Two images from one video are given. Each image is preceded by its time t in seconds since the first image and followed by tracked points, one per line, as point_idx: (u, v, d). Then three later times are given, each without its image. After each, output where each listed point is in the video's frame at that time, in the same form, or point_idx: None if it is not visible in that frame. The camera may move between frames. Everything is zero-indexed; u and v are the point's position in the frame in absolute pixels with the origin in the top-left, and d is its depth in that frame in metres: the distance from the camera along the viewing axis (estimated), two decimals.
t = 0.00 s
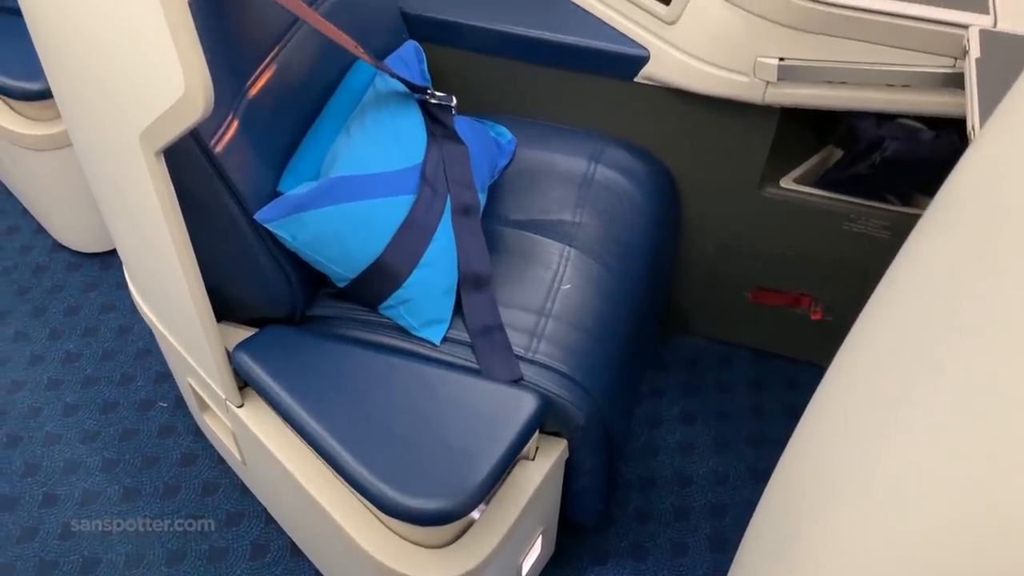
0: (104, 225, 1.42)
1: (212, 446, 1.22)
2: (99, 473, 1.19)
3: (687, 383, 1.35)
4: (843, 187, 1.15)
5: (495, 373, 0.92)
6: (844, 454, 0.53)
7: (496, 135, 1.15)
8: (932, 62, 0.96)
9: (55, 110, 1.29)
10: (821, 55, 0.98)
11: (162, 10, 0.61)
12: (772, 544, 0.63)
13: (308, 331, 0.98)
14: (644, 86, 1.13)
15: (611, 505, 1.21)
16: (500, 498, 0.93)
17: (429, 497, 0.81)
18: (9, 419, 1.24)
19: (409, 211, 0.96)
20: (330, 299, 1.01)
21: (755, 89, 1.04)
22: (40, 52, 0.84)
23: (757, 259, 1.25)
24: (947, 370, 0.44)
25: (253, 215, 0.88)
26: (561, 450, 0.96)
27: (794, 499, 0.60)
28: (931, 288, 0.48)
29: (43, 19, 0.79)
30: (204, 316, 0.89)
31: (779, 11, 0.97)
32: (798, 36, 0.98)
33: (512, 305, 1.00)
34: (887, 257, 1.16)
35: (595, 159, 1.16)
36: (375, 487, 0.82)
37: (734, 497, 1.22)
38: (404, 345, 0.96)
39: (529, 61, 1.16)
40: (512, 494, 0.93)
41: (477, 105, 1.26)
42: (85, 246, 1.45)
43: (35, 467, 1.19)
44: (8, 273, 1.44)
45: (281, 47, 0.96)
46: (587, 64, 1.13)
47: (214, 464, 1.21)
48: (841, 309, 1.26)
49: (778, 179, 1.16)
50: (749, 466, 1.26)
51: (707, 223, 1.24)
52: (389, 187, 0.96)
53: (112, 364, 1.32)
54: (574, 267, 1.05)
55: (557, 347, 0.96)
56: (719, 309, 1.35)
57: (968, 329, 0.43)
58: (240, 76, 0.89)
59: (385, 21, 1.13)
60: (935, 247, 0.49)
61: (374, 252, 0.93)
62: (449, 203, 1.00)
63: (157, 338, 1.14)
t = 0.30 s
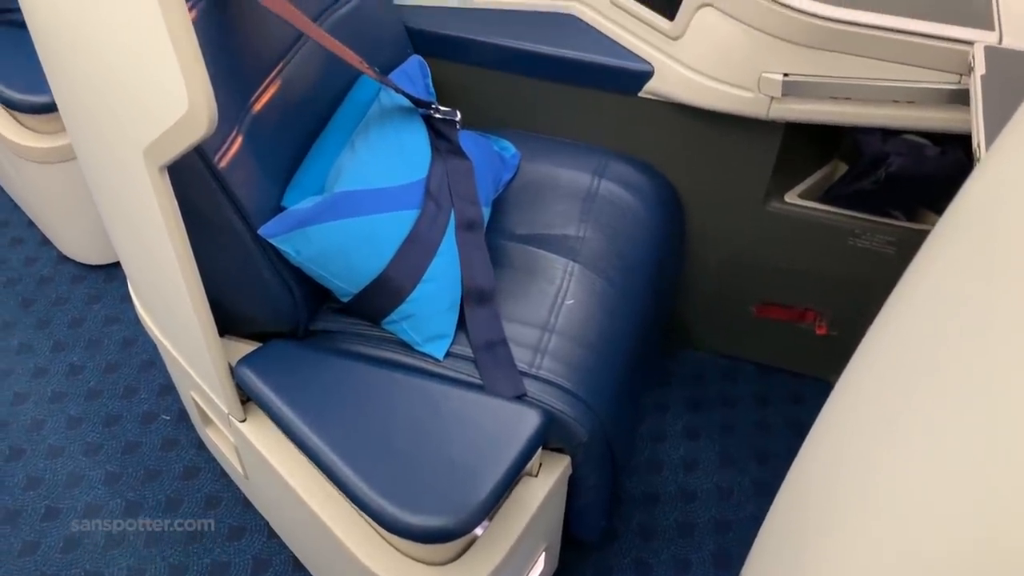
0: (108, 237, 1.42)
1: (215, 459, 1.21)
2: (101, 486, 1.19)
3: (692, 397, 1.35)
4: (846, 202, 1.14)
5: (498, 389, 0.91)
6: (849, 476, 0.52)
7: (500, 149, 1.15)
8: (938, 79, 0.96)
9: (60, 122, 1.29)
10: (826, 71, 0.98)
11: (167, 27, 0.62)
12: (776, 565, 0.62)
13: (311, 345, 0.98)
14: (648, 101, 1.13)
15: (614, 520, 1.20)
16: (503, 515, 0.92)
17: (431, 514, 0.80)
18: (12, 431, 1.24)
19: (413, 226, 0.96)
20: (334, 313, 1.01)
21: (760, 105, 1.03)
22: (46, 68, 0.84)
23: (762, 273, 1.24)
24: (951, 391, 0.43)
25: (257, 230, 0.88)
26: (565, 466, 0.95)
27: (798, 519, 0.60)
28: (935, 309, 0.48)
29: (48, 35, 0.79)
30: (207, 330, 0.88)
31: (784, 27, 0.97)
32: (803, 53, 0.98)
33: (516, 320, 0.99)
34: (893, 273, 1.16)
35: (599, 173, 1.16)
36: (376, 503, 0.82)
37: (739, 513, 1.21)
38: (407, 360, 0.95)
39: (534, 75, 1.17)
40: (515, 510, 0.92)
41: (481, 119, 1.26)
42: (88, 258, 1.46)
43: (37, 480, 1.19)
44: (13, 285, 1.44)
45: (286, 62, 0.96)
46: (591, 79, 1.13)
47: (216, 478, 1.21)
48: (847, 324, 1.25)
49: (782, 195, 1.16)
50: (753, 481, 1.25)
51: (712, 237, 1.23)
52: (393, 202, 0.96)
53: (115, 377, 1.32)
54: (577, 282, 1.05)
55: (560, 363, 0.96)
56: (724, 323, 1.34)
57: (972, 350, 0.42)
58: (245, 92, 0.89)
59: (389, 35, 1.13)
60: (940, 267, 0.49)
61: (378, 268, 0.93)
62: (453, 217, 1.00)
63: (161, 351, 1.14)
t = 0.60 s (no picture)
0: (111, 250, 1.43)
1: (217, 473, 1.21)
2: (103, 500, 1.19)
3: (696, 413, 1.34)
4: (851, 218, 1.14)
5: (501, 406, 0.91)
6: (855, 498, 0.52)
7: (504, 163, 1.15)
8: (942, 96, 0.96)
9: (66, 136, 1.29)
10: (830, 88, 0.98)
11: (169, 46, 0.62)
12: None
13: (313, 360, 0.97)
14: (651, 116, 1.13)
15: (617, 537, 1.19)
16: (505, 533, 0.92)
17: (432, 531, 0.80)
18: (15, 445, 1.24)
19: (416, 242, 0.95)
20: (337, 328, 1.01)
21: (764, 121, 1.03)
22: (51, 84, 0.85)
23: (766, 289, 1.24)
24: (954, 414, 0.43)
25: (260, 245, 0.88)
26: (568, 484, 0.95)
27: (803, 542, 0.59)
28: (941, 330, 0.47)
29: (54, 53, 0.79)
30: (209, 345, 0.88)
31: (788, 44, 0.97)
32: (807, 69, 0.98)
33: (519, 336, 0.99)
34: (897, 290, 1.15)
35: (603, 188, 1.16)
36: (377, 520, 0.81)
37: (743, 529, 1.21)
38: (409, 376, 0.95)
39: (537, 90, 1.17)
40: (518, 527, 0.92)
41: (485, 134, 1.26)
42: (91, 271, 1.46)
43: (39, 493, 1.19)
44: (17, 298, 1.44)
45: (289, 77, 0.96)
46: (595, 94, 1.13)
47: (218, 492, 1.20)
48: (851, 340, 1.25)
49: (786, 210, 1.16)
50: (758, 498, 1.24)
51: (716, 252, 1.23)
52: (397, 218, 0.95)
53: (118, 390, 1.32)
54: (581, 298, 1.04)
55: (563, 379, 0.95)
56: (728, 338, 1.34)
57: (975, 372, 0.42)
58: (249, 107, 0.89)
59: (394, 50, 1.14)
60: (945, 289, 0.49)
61: (380, 283, 0.93)
62: (456, 233, 1.00)
63: (164, 365, 1.14)
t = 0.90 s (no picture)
0: (114, 262, 1.43)
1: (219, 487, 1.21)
2: (105, 512, 1.18)
3: (700, 427, 1.34)
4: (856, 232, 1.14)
5: (504, 421, 0.91)
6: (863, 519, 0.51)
7: (507, 177, 1.14)
8: (946, 111, 0.96)
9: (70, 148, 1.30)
10: (834, 103, 0.98)
11: (173, 63, 0.62)
12: None
13: (316, 375, 0.97)
14: (655, 130, 1.13)
15: (621, 552, 1.18)
16: (508, 550, 0.91)
17: (435, 548, 0.79)
18: (17, 457, 1.24)
19: (419, 256, 0.95)
20: (340, 342, 1.01)
21: (768, 136, 1.03)
22: (56, 98, 0.85)
23: (770, 303, 1.23)
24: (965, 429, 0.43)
25: (263, 259, 0.88)
26: (571, 501, 0.94)
27: (807, 565, 0.59)
28: (951, 348, 0.47)
29: (59, 68, 0.80)
30: (212, 360, 0.88)
31: (792, 59, 0.97)
32: (812, 84, 0.98)
33: (522, 351, 0.99)
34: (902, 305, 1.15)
35: (607, 202, 1.16)
36: (379, 537, 0.81)
37: (747, 545, 1.20)
38: (411, 390, 0.95)
39: (541, 104, 1.17)
40: (520, 544, 0.91)
41: (489, 147, 1.26)
42: (95, 282, 1.46)
43: (41, 506, 1.19)
44: (21, 309, 1.44)
45: (293, 92, 0.96)
46: (598, 108, 1.13)
47: (220, 505, 1.20)
48: (856, 355, 1.24)
49: (791, 224, 1.15)
50: (762, 513, 1.23)
51: (720, 267, 1.23)
52: (400, 232, 0.95)
53: (121, 402, 1.31)
54: (584, 312, 1.04)
55: (566, 395, 0.95)
56: (732, 353, 1.33)
57: (979, 390, 0.43)
58: (253, 122, 0.90)
59: (398, 64, 1.14)
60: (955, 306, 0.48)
61: (383, 298, 0.93)
62: (459, 247, 0.99)
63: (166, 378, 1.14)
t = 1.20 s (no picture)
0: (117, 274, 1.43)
1: (220, 500, 1.20)
2: (106, 526, 1.18)
3: (704, 443, 1.33)
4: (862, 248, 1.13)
5: (507, 438, 0.90)
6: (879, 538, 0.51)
7: (512, 191, 1.14)
8: (953, 129, 0.96)
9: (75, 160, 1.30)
10: (840, 120, 0.98)
11: (178, 81, 0.62)
12: None
13: (318, 390, 0.97)
14: (660, 145, 1.13)
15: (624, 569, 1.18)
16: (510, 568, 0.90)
17: (437, 565, 0.79)
18: (19, 469, 1.24)
19: (423, 271, 0.95)
20: (343, 357, 1.00)
21: (774, 152, 1.02)
22: (61, 111, 0.85)
23: (775, 319, 1.23)
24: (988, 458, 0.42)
25: (266, 274, 0.88)
26: (574, 518, 0.93)
27: None
28: (969, 367, 0.46)
29: (64, 82, 0.80)
30: (214, 374, 0.88)
31: (798, 75, 0.97)
32: (817, 101, 0.98)
33: (526, 367, 0.98)
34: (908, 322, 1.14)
35: (612, 217, 1.16)
36: (380, 554, 0.80)
37: (752, 562, 1.19)
38: (413, 406, 0.94)
39: (546, 119, 1.17)
40: (523, 562, 0.90)
41: (493, 161, 1.26)
42: (98, 294, 1.46)
43: (42, 518, 1.18)
44: (24, 320, 1.44)
45: (298, 107, 0.96)
46: (603, 123, 1.13)
47: (221, 519, 1.19)
48: (861, 371, 1.24)
49: (797, 240, 1.15)
50: (767, 530, 1.22)
51: (724, 282, 1.22)
52: (404, 247, 0.95)
53: (123, 415, 1.31)
54: (589, 327, 1.03)
55: (570, 412, 0.94)
56: (737, 368, 1.33)
57: (992, 407, 0.43)
58: (258, 137, 0.89)
59: (403, 78, 1.14)
60: (974, 325, 0.48)
61: (386, 312, 0.92)
62: (463, 262, 0.99)
63: (169, 392, 1.13)
